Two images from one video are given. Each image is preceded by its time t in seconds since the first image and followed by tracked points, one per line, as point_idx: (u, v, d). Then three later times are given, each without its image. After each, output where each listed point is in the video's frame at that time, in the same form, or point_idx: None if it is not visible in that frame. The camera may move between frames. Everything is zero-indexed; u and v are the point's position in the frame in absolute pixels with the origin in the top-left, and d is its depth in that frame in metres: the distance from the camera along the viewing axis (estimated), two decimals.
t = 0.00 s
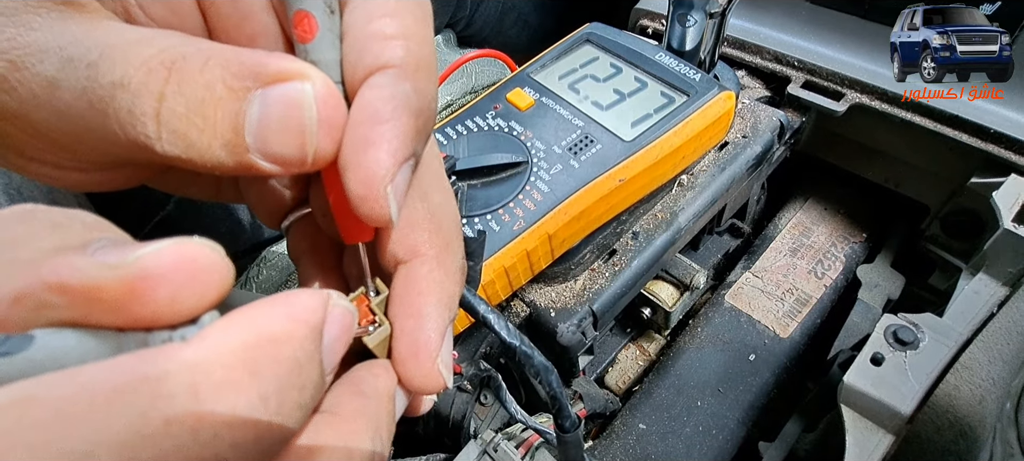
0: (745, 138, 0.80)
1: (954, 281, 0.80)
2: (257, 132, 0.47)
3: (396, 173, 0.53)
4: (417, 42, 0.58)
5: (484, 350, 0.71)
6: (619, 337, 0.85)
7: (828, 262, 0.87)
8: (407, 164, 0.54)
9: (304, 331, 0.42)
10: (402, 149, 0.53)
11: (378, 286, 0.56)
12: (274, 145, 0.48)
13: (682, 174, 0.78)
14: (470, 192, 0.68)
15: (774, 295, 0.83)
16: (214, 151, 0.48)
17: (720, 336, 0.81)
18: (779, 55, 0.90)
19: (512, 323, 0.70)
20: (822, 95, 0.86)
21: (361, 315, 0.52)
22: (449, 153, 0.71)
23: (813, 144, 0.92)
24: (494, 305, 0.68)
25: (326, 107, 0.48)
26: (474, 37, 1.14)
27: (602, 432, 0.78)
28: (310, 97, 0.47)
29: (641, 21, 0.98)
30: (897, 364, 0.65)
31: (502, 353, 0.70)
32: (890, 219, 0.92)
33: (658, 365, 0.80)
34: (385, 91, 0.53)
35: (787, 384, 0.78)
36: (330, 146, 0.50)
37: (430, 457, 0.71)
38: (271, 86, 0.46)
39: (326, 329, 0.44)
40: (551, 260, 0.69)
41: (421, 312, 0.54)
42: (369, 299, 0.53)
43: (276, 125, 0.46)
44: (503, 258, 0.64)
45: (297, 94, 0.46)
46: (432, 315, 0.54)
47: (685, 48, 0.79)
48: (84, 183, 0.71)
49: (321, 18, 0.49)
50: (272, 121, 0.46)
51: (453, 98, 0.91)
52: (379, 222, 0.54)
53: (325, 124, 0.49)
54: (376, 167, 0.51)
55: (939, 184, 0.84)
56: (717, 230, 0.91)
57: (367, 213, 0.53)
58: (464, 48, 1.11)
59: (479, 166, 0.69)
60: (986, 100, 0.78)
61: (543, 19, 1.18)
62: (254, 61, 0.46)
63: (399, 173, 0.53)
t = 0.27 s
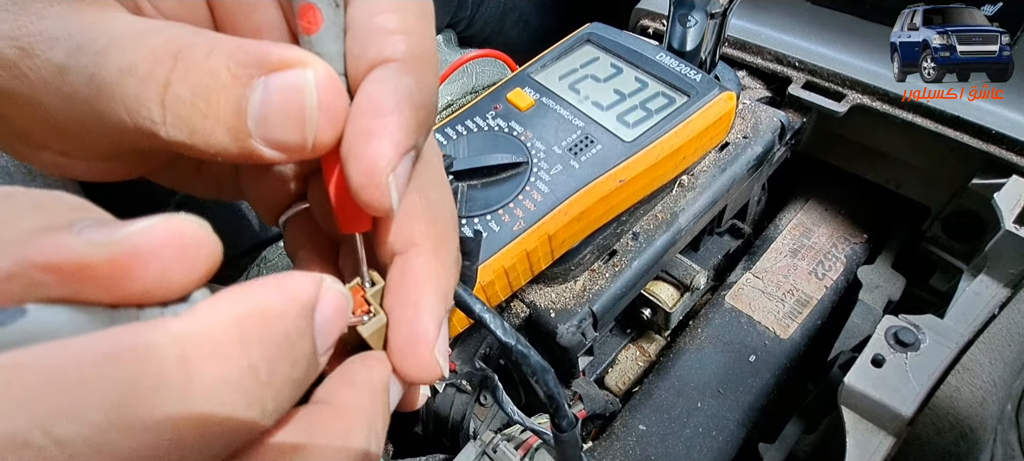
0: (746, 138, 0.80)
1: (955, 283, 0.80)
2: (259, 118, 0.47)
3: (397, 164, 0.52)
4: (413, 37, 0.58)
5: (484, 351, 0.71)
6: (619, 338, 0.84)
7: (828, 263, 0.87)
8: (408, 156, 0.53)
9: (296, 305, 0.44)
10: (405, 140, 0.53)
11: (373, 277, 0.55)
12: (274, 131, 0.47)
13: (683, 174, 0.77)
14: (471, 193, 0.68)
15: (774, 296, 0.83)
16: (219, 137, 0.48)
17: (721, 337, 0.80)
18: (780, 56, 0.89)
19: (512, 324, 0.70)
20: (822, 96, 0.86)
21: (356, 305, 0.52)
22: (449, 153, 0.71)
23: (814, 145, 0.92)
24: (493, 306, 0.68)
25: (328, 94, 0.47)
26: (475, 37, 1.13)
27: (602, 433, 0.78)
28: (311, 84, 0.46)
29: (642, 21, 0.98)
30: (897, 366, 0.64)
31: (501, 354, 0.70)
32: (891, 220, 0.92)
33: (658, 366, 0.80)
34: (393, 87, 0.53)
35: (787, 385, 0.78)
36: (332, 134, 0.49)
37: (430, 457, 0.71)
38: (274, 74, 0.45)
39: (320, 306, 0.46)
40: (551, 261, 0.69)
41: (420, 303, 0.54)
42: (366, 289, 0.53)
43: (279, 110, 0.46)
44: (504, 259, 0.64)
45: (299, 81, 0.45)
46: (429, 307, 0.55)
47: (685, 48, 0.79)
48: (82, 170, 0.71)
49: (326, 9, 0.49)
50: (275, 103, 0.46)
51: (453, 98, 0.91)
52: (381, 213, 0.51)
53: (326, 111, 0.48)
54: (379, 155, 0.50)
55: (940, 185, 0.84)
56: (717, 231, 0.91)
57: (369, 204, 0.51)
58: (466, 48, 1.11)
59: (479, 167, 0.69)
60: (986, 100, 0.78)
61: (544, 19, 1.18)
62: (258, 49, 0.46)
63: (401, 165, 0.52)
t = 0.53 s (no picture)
0: (747, 138, 0.80)
1: (957, 283, 0.80)
2: (274, 45, 0.53)
3: (413, 93, 0.55)
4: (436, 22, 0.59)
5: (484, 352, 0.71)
6: (619, 338, 0.84)
7: (829, 264, 0.87)
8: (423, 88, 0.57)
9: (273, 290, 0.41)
10: (420, 75, 0.56)
11: (371, 226, 0.52)
12: (288, 58, 0.53)
13: (684, 174, 0.77)
14: (471, 193, 0.68)
15: (775, 296, 0.83)
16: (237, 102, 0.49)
17: (721, 338, 0.80)
18: (782, 56, 0.89)
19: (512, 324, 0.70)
20: (824, 96, 0.86)
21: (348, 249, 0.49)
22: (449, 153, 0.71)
23: (816, 145, 0.92)
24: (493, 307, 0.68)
25: (344, 16, 0.54)
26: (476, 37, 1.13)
27: (602, 434, 0.78)
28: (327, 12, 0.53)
29: (643, 22, 0.98)
30: (898, 367, 0.64)
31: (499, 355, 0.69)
32: (892, 221, 0.92)
33: (658, 366, 0.80)
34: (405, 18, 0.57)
35: (787, 386, 0.78)
36: (348, 59, 0.55)
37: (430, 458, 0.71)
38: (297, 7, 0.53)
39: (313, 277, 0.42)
40: (551, 261, 0.69)
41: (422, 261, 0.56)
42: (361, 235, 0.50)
43: (294, 37, 0.52)
44: (504, 259, 0.64)
45: (314, 10, 0.53)
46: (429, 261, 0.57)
47: (686, 48, 0.79)
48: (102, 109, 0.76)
49: None
50: (290, 31, 0.53)
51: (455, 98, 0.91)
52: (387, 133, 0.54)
53: (341, 30, 0.54)
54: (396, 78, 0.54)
55: (942, 186, 0.83)
56: (718, 231, 0.91)
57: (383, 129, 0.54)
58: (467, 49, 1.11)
59: (480, 167, 0.69)
60: (986, 100, 0.78)
61: (546, 19, 1.18)
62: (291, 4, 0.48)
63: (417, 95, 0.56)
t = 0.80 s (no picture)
0: (748, 139, 0.80)
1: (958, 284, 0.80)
2: (296, 38, 0.55)
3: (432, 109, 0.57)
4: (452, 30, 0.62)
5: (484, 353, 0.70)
6: (619, 338, 0.84)
7: (830, 264, 0.87)
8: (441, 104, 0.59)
9: (328, 293, 0.46)
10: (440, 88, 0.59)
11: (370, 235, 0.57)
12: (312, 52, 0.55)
13: (685, 174, 0.77)
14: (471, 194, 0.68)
15: (776, 297, 0.83)
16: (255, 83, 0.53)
17: (722, 338, 0.80)
18: (784, 56, 0.89)
19: (513, 324, 0.70)
20: (825, 97, 0.86)
21: (342, 253, 0.54)
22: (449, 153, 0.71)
23: (817, 145, 0.92)
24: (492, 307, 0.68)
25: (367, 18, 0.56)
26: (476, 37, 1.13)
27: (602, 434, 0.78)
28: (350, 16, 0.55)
29: (644, 22, 0.98)
30: (899, 368, 0.64)
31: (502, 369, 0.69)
32: (894, 222, 0.92)
33: (659, 367, 0.80)
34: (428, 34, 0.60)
35: (788, 387, 0.78)
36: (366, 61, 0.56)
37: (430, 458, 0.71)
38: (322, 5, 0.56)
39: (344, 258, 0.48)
40: (552, 261, 0.69)
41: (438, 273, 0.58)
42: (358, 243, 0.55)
43: (321, 32, 0.55)
44: (504, 260, 0.64)
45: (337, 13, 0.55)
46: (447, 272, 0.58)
47: (687, 48, 0.79)
48: (109, 101, 0.77)
49: None
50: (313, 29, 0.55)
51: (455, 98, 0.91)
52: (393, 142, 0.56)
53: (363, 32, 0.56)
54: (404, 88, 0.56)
55: (942, 186, 0.83)
56: (719, 231, 0.91)
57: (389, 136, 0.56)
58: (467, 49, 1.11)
59: (480, 167, 0.68)
60: (986, 100, 0.78)
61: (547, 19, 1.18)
62: None
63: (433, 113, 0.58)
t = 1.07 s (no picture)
0: (747, 139, 0.80)
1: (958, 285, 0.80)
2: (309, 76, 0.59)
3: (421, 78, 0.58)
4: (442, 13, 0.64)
5: (483, 353, 0.70)
6: (619, 339, 0.84)
7: (829, 265, 0.87)
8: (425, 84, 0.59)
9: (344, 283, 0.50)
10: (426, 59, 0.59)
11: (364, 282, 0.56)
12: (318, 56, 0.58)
13: (685, 175, 0.77)
14: (470, 195, 0.68)
15: (775, 298, 0.83)
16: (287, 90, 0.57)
17: (721, 339, 0.80)
18: (783, 57, 0.89)
19: (512, 324, 0.70)
20: (825, 97, 0.86)
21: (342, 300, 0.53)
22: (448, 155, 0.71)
23: (817, 146, 0.92)
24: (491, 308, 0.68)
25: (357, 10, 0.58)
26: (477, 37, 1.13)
27: (602, 434, 0.78)
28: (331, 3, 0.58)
29: (644, 22, 0.98)
30: (898, 369, 0.64)
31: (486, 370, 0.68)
32: (894, 223, 0.92)
33: (658, 367, 0.80)
34: (408, 44, 0.57)
35: (787, 387, 0.78)
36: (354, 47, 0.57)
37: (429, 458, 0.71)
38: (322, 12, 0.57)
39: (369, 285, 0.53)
40: (550, 262, 0.69)
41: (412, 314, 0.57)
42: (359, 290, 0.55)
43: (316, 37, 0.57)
44: (504, 260, 0.64)
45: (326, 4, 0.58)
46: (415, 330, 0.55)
47: (687, 49, 0.78)
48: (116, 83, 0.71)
49: None
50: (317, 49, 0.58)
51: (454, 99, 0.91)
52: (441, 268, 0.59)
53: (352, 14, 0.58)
54: (443, 226, 0.59)
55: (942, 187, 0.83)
56: (718, 232, 0.91)
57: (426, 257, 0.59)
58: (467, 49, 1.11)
59: (478, 168, 0.68)
60: (986, 100, 0.78)
61: (547, 19, 1.18)
62: None
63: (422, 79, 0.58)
